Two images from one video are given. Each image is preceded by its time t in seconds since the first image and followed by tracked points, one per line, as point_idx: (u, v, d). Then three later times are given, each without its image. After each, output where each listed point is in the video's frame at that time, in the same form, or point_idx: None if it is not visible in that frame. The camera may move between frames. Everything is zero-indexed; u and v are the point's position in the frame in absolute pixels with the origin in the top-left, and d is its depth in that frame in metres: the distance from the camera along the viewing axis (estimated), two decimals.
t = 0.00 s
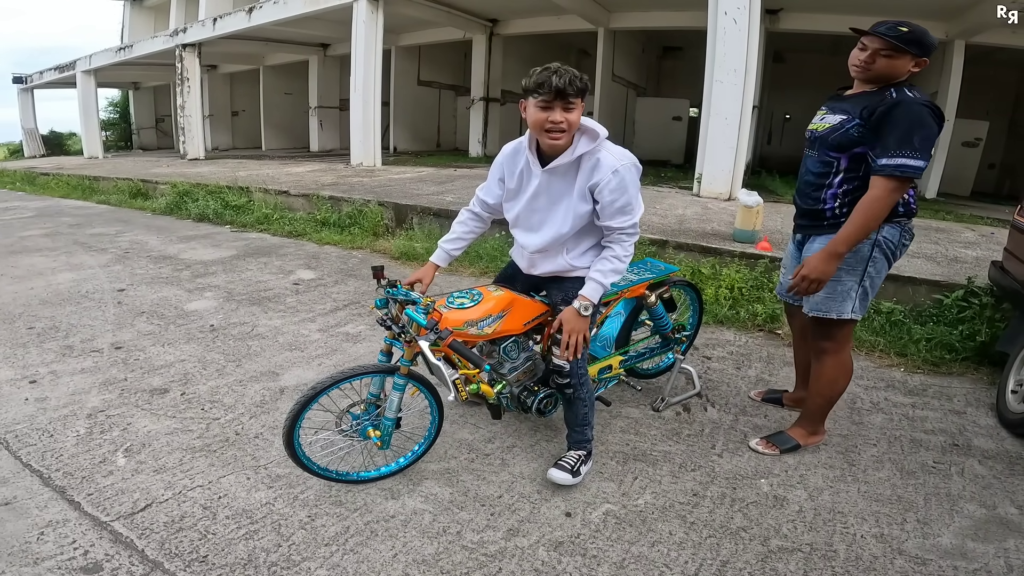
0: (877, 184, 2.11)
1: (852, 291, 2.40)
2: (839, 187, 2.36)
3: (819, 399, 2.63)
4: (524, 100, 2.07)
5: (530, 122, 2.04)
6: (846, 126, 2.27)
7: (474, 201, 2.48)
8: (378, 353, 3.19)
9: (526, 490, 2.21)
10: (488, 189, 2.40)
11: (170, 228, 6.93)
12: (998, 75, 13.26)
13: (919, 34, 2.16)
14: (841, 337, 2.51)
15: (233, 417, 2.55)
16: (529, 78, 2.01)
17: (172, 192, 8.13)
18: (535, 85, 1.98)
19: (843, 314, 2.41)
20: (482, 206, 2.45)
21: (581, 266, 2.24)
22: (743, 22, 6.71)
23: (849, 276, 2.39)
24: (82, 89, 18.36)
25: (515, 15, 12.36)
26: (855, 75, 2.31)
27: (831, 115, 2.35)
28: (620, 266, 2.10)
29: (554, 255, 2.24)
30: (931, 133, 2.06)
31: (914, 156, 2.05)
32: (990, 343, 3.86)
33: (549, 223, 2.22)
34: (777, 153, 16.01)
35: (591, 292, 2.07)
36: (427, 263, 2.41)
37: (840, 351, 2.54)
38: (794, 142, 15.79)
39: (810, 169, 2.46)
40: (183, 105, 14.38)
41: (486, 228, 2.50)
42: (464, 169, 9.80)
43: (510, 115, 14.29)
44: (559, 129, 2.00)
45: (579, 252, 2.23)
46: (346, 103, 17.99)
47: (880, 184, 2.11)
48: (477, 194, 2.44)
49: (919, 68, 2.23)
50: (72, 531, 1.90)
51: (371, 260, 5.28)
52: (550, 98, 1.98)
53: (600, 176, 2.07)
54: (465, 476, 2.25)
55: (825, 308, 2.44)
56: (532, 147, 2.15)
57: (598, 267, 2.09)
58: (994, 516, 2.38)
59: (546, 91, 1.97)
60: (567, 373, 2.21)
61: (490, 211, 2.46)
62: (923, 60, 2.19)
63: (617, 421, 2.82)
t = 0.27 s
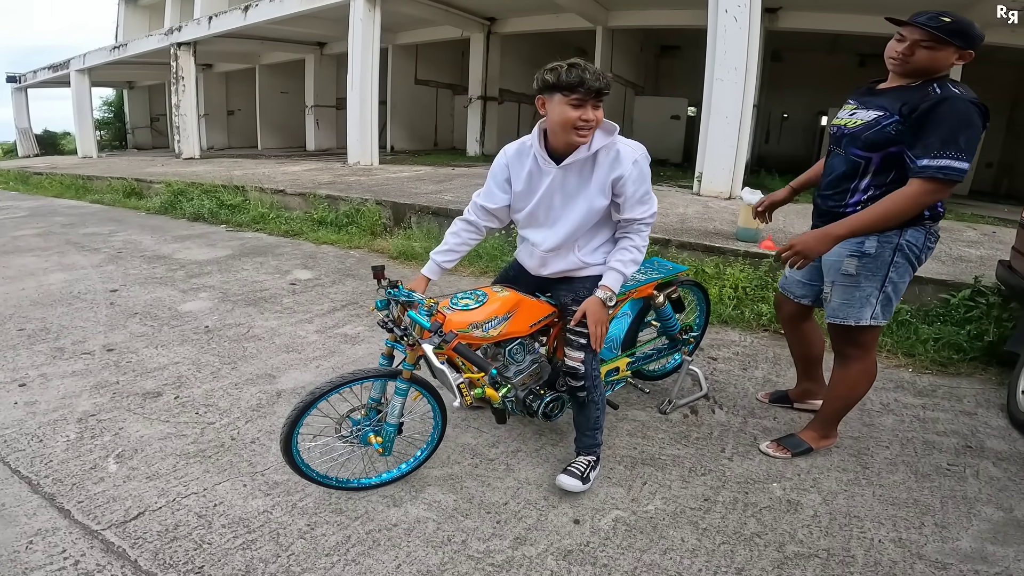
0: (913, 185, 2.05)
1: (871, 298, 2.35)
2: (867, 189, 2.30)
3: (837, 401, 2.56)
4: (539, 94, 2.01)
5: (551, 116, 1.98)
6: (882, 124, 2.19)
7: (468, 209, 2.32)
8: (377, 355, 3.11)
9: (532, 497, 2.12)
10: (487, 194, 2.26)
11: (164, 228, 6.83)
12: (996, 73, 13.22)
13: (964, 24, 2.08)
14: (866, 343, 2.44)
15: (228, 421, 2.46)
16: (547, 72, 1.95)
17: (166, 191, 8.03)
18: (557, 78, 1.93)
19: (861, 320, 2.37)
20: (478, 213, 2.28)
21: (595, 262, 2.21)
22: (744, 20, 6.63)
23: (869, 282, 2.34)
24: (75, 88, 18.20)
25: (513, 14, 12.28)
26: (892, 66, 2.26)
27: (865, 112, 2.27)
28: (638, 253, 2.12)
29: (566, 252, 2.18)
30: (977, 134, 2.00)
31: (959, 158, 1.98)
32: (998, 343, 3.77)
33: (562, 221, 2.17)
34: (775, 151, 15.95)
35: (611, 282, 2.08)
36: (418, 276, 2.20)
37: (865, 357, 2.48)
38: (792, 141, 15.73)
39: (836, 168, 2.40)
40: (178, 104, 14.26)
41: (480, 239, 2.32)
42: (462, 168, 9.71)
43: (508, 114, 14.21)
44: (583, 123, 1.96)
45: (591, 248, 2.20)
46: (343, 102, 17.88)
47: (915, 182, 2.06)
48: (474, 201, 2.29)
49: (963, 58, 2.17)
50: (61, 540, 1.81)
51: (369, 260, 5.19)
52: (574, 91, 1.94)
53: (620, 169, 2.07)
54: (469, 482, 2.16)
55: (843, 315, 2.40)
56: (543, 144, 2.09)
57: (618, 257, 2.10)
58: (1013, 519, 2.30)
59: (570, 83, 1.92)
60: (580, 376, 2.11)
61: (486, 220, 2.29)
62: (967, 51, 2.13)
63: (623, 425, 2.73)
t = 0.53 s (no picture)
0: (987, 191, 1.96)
1: (893, 302, 2.27)
2: (893, 190, 2.22)
3: (852, 406, 2.48)
4: (551, 93, 1.96)
5: (562, 114, 1.92)
6: (914, 124, 2.11)
7: (476, 210, 2.24)
8: (379, 359, 3.02)
9: (544, 505, 2.04)
10: (497, 196, 2.19)
11: (159, 228, 6.73)
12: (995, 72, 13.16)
13: (987, 20, 2.04)
14: (885, 348, 2.37)
15: (227, 427, 2.38)
16: (560, 69, 1.90)
17: (162, 190, 7.92)
18: (570, 75, 1.88)
19: (882, 324, 2.29)
20: (487, 214, 2.20)
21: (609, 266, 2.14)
22: (746, 18, 6.55)
23: (891, 286, 2.26)
24: (70, 87, 18.05)
25: (512, 12, 12.19)
26: (911, 63, 2.19)
27: (890, 111, 2.19)
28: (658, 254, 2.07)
29: (579, 256, 2.11)
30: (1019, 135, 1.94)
31: None
32: (1009, 344, 3.56)
33: (576, 224, 2.10)
34: (774, 151, 15.88)
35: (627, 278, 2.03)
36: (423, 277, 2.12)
37: (882, 362, 2.40)
38: (791, 140, 15.66)
39: (858, 169, 2.33)
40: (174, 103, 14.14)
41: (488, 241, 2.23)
42: (461, 167, 9.62)
43: (506, 113, 14.12)
44: (596, 121, 1.91)
45: (606, 252, 2.13)
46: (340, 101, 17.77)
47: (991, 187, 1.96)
48: (483, 202, 2.22)
49: (985, 56, 2.11)
50: (56, 552, 1.73)
51: (368, 260, 5.10)
52: (588, 89, 1.89)
53: (637, 170, 2.01)
54: (478, 490, 2.08)
55: (864, 320, 2.32)
56: (556, 145, 2.03)
57: (637, 256, 2.05)
58: None
59: (585, 81, 1.87)
60: (590, 383, 2.02)
61: (494, 221, 2.21)
62: (990, 48, 2.07)
63: (634, 429, 2.64)
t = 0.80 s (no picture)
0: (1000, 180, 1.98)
1: (909, 298, 2.22)
2: (903, 185, 2.17)
3: (863, 407, 2.43)
4: (564, 103, 1.94)
5: (572, 124, 1.89)
6: (922, 118, 2.07)
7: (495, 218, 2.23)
8: (382, 359, 2.97)
9: (553, 509, 2.00)
10: (515, 205, 2.17)
11: (157, 227, 6.66)
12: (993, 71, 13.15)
13: (978, 16, 2.03)
14: (896, 346, 2.32)
15: (228, 430, 2.32)
16: (571, 79, 1.88)
17: (159, 189, 7.85)
18: (580, 84, 1.86)
19: (900, 322, 2.23)
20: (506, 223, 2.19)
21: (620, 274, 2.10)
22: (748, 17, 6.51)
23: (906, 282, 2.21)
24: (66, 86, 17.94)
25: (512, 11, 12.14)
26: (905, 60, 2.19)
27: (893, 106, 2.15)
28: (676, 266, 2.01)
29: (593, 263, 2.07)
30: None
31: None
32: (1016, 343, 3.50)
33: (591, 233, 2.07)
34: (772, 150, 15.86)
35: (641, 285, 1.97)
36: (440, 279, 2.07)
37: (891, 360, 2.36)
38: (790, 140, 15.64)
39: (863, 165, 2.26)
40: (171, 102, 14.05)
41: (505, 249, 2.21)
42: (460, 166, 9.57)
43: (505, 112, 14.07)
44: (607, 130, 1.87)
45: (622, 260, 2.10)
46: (338, 100, 17.70)
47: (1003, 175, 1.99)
48: (501, 210, 2.20)
49: (977, 51, 2.08)
50: (54, 558, 1.68)
51: (368, 260, 5.04)
52: (600, 98, 1.85)
53: (654, 181, 1.97)
54: (486, 494, 2.04)
55: (880, 318, 2.26)
56: (572, 155, 2.01)
57: (652, 264, 1.99)
58: None
59: (596, 90, 1.85)
60: (593, 389, 1.99)
61: (513, 229, 2.20)
62: (980, 43, 2.05)
63: (642, 431, 2.59)
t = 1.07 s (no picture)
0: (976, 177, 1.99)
1: (902, 293, 2.21)
2: (891, 181, 2.17)
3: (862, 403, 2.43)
4: (567, 109, 1.94)
5: (577, 132, 1.89)
6: (906, 113, 2.08)
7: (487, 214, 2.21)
8: (381, 358, 2.97)
9: (554, 508, 2.00)
10: (511, 204, 2.17)
11: (155, 227, 6.65)
12: (989, 71, 13.18)
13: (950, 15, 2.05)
14: (889, 340, 2.33)
15: (227, 430, 2.32)
16: (575, 85, 1.88)
17: (157, 189, 7.83)
18: (584, 91, 1.85)
19: (893, 316, 2.21)
20: (498, 218, 2.17)
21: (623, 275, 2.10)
22: (746, 17, 6.51)
23: (898, 277, 2.21)
24: (63, 86, 17.89)
25: (510, 11, 12.14)
26: (884, 61, 2.21)
27: (877, 102, 2.16)
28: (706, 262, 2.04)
29: (595, 265, 2.09)
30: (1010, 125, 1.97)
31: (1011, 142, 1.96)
32: (1014, 342, 3.52)
33: (596, 237, 2.09)
34: (770, 150, 15.88)
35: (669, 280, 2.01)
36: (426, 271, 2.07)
37: (887, 355, 2.36)
38: (787, 139, 15.66)
39: (851, 162, 2.26)
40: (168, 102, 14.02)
41: (495, 245, 2.20)
42: (458, 166, 9.57)
43: (503, 111, 14.07)
44: (611, 139, 1.87)
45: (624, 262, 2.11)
46: (336, 100, 17.68)
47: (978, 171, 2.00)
48: (495, 206, 2.18)
49: (951, 49, 2.09)
50: (54, 558, 1.67)
51: (367, 259, 5.04)
52: (605, 106, 1.85)
53: (659, 186, 1.99)
54: (486, 493, 2.03)
55: (874, 312, 2.24)
56: (575, 160, 2.01)
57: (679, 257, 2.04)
58: None
59: (601, 98, 1.84)
60: (593, 385, 1.98)
61: (505, 227, 2.19)
62: (953, 40, 2.06)
63: (642, 430, 2.59)
